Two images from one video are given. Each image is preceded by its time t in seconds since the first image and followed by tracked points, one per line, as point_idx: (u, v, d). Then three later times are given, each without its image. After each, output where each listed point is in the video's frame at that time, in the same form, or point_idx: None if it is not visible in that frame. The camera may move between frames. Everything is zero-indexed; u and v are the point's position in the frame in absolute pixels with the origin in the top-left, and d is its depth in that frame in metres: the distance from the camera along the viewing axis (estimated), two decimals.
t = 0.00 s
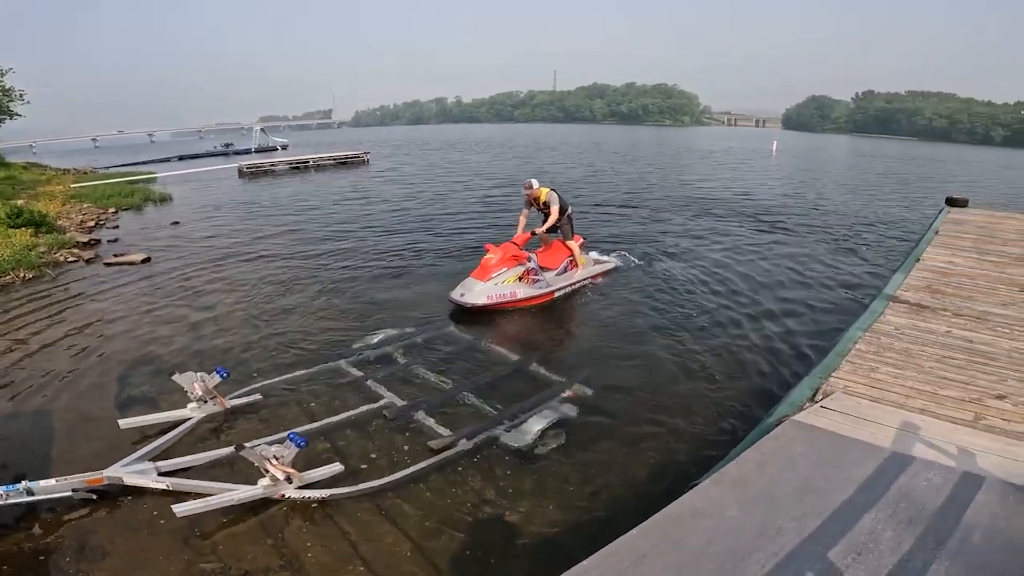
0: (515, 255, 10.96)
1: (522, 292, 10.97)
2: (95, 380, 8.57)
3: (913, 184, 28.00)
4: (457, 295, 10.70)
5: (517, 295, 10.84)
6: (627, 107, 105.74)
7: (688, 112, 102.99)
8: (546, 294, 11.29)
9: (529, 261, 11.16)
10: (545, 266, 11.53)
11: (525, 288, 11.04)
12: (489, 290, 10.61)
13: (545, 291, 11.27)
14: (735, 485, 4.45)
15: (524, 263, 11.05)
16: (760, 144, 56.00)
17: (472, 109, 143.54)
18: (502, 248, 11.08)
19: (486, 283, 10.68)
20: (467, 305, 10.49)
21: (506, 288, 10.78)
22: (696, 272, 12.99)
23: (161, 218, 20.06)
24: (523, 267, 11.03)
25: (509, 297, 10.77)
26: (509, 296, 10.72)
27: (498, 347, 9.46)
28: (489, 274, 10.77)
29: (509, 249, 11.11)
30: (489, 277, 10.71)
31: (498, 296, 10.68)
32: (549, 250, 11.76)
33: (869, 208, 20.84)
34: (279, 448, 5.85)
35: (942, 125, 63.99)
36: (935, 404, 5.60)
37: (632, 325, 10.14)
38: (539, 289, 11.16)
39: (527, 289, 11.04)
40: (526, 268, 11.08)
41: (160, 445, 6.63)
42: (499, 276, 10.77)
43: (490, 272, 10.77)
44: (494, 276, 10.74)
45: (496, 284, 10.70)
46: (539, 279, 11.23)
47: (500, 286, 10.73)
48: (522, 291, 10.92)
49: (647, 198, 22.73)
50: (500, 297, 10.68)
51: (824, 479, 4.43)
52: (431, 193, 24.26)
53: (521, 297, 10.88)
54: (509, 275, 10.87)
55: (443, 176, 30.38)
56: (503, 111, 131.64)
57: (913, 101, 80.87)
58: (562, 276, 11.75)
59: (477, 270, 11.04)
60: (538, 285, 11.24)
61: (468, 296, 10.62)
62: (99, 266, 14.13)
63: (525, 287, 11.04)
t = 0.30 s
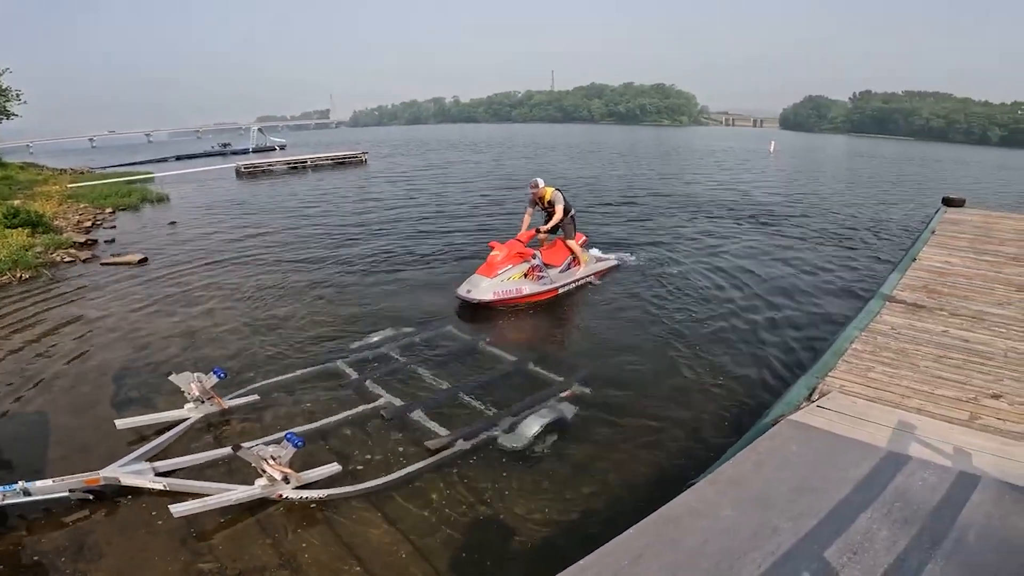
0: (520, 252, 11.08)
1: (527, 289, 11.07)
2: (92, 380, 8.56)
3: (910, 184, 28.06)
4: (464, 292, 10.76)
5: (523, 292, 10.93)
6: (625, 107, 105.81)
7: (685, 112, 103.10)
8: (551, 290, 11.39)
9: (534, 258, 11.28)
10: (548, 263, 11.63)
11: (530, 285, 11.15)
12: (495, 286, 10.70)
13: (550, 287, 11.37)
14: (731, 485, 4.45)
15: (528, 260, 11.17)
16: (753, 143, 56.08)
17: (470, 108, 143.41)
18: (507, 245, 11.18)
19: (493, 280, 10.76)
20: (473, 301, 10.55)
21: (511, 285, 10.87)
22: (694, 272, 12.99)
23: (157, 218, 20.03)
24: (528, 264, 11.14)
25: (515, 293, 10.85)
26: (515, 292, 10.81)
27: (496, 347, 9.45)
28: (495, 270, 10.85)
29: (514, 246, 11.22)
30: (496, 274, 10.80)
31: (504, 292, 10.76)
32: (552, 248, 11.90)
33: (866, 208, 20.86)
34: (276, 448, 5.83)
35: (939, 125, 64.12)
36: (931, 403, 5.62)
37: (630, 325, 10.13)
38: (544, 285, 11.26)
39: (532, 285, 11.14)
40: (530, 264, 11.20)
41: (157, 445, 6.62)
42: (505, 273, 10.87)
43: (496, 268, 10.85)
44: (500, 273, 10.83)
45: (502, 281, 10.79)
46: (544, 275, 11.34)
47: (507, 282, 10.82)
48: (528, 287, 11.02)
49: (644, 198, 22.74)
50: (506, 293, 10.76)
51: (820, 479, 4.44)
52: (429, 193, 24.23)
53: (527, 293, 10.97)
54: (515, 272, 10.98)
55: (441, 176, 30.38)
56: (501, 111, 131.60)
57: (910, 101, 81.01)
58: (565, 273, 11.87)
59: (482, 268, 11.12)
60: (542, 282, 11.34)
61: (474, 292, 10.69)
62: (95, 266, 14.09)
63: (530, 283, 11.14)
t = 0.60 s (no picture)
0: (525, 250, 11.51)
1: (533, 286, 11.38)
2: (88, 381, 8.54)
3: (906, 184, 28.11)
4: (471, 290, 11.14)
5: (529, 288, 11.25)
6: (623, 107, 105.89)
7: (683, 112, 103.22)
8: (555, 287, 11.67)
9: (538, 257, 11.65)
10: (552, 261, 11.96)
11: (535, 282, 11.47)
12: (501, 283, 11.05)
13: (555, 284, 11.66)
14: (728, 484, 4.45)
15: (533, 257, 11.56)
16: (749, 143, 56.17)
17: (469, 108, 143.42)
18: (513, 244, 11.64)
19: (499, 277, 11.13)
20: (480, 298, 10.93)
21: (517, 281, 11.23)
22: (690, 271, 13.01)
23: (154, 218, 19.98)
24: (533, 262, 11.52)
25: (521, 290, 11.18)
26: (520, 288, 11.14)
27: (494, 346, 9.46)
28: (501, 268, 11.27)
29: (519, 245, 11.65)
30: (502, 271, 11.20)
31: (510, 289, 11.10)
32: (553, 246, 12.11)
33: (862, 208, 20.89)
34: (273, 448, 5.82)
35: (935, 125, 64.28)
36: (927, 403, 5.63)
37: (627, 325, 10.14)
38: (549, 282, 11.57)
39: (538, 282, 11.46)
40: (536, 262, 11.57)
41: (153, 445, 6.60)
42: (511, 271, 11.27)
43: (501, 266, 11.27)
44: (505, 271, 11.23)
45: (508, 278, 11.16)
46: (548, 273, 11.66)
47: (512, 279, 11.18)
48: (533, 284, 11.34)
49: (641, 198, 22.75)
50: (512, 290, 11.10)
51: (816, 478, 4.44)
52: (426, 193, 24.21)
53: (532, 290, 11.29)
54: (520, 270, 11.36)
55: (438, 176, 30.37)
56: (499, 110, 131.56)
57: (907, 101, 81.12)
58: (569, 271, 12.17)
59: (490, 266, 11.54)
60: (547, 279, 11.66)
61: (481, 289, 11.05)
62: (91, 267, 14.06)
63: (535, 281, 11.47)
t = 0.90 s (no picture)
0: (528, 249, 11.65)
1: (535, 285, 11.55)
2: (80, 383, 8.47)
3: (898, 183, 28.25)
4: (475, 287, 11.33)
5: (531, 287, 11.42)
6: (617, 107, 106.04)
7: (677, 113, 103.53)
8: (557, 286, 11.82)
9: (541, 255, 11.80)
10: (553, 259, 12.11)
11: (538, 281, 11.64)
12: (504, 282, 11.23)
13: (556, 283, 11.83)
14: (721, 484, 4.45)
15: (536, 256, 11.69)
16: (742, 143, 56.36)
17: (463, 109, 143.35)
18: (516, 242, 11.76)
19: (502, 275, 11.30)
20: (483, 296, 11.11)
21: (520, 280, 11.39)
22: (684, 271, 13.03)
23: (146, 219, 19.87)
24: (535, 261, 11.67)
25: (523, 288, 11.35)
26: (523, 287, 11.30)
27: (490, 347, 9.46)
28: (505, 266, 11.41)
29: (522, 244, 11.78)
30: (505, 270, 11.36)
31: (513, 288, 11.27)
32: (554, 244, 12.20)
33: (855, 208, 20.98)
34: (268, 450, 5.79)
35: (927, 124, 64.65)
36: (919, 402, 5.65)
37: (622, 325, 10.14)
38: (551, 281, 11.74)
39: (540, 281, 11.62)
40: (538, 261, 11.71)
41: (146, 448, 6.56)
42: (514, 269, 11.42)
43: (505, 265, 11.43)
44: (508, 269, 11.39)
45: (511, 277, 11.32)
46: (550, 272, 11.83)
47: (515, 278, 11.35)
48: (536, 282, 11.50)
49: (635, 198, 22.79)
50: (514, 289, 11.27)
51: (809, 478, 4.45)
52: (420, 194, 24.18)
53: (534, 288, 11.45)
54: (523, 268, 11.51)
55: (432, 176, 30.32)
56: (493, 111, 131.59)
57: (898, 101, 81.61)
58: (570, 270, 12.35)
59: (493, 265, 11.68)
60: (549, 277, 11.81)
61: (485, 287, 11.24)
62: (83, 268, 13.96)
63: (538, 279, 11.64)
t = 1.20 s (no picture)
0: (529, 247, 11.82)
1: (536, 281, 11.77)
2: (70, 386, 8.40)
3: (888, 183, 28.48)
4: (477, 282, 11.57)
5: (532, 284, 11.63)
6: (610, 108, 106.30)
7: (669, 113, 103.88)
8: (557, 283, 12.03)
9: (542, 253, 12.00)
10: (553, 257, 12.31)
11: (539, 278, 11.85)
12: (506, 278, 11.46)
13: (556, 280, 12.05)
14: (713, 484, 4.46)
15: (537, 254, 11.88)
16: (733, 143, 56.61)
17: (456, 110, 143.31)
18: (518, 239, 11.94)
19: (504, 272, 11.52)
20: (485, 292, 11.35)
21: (521, 277, 11.60)
22: (677, 272, 13.06)
23: (136, 221, 19.71)
24: (536, 258, 11.86)
25: (524, 285, 11.57)
26: (524, 284, 11.52)
27: (483, 348, 9.44)
28: (507, 263, 11.62)
29: (524, 241, 11.97)
30: (507, 266, 11.57)
31: (515, 284, 11.50)
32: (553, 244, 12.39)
33: (845, 208, 21.11)
34: (260, 452, 5.75)
35: (916, 124, 65.19)
36: (909, 400, 5.68)
37: (615, 326, 10.16)
38: (551, 278, 11.96)
39: (541, 278, 11.84)
40: (539, 258, 11.91)
41: (138, 451, 6.50)
42: (516, 266, 11.62)
43: (507, 261, 11.64)
44: (510, 266, 11.59)
45: (513, 273, 11.54)
46: (550, 269, 12.05)
47: (517, 274, 11.56)
48: (536, 279, 11.71)
49: (627, 199, 22.84)
50: (516, 285, 11.49)
51: (801, 477, 4.46)
52: (413, 195, 24.14)
53: (535, 285, 11.66)
54: (524, 265, 11.72)
55: (424, 177, 30.28)
56: (486, 112, 131.59)
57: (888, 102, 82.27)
58: (569, 268, 12.57)
59: (495, 261, 11.89)
60: (549, 275, 12.03)
61: (487, 283, 11.48)
62: (73, 271, 13.83)
63: (539, 276, 11.85)
